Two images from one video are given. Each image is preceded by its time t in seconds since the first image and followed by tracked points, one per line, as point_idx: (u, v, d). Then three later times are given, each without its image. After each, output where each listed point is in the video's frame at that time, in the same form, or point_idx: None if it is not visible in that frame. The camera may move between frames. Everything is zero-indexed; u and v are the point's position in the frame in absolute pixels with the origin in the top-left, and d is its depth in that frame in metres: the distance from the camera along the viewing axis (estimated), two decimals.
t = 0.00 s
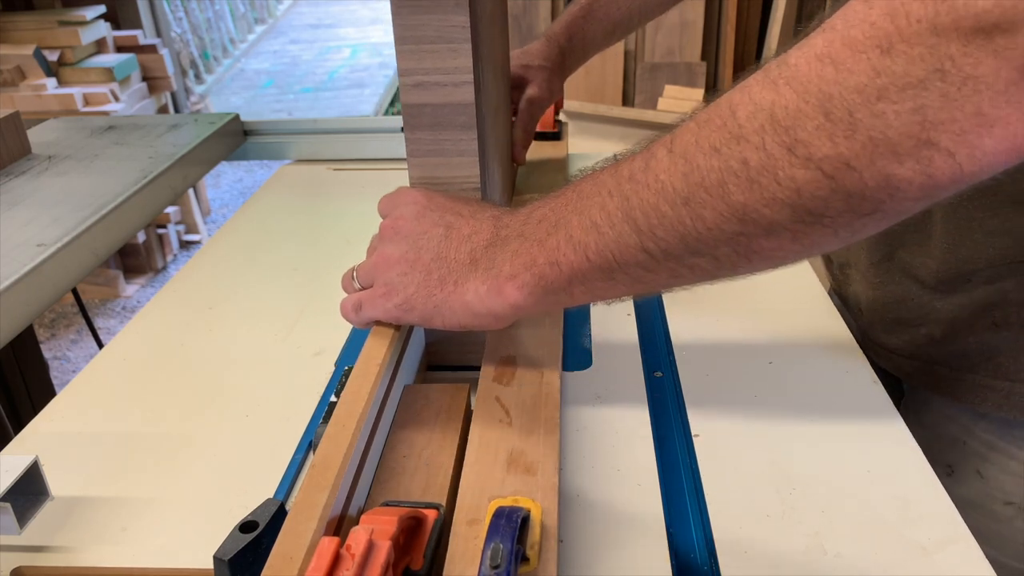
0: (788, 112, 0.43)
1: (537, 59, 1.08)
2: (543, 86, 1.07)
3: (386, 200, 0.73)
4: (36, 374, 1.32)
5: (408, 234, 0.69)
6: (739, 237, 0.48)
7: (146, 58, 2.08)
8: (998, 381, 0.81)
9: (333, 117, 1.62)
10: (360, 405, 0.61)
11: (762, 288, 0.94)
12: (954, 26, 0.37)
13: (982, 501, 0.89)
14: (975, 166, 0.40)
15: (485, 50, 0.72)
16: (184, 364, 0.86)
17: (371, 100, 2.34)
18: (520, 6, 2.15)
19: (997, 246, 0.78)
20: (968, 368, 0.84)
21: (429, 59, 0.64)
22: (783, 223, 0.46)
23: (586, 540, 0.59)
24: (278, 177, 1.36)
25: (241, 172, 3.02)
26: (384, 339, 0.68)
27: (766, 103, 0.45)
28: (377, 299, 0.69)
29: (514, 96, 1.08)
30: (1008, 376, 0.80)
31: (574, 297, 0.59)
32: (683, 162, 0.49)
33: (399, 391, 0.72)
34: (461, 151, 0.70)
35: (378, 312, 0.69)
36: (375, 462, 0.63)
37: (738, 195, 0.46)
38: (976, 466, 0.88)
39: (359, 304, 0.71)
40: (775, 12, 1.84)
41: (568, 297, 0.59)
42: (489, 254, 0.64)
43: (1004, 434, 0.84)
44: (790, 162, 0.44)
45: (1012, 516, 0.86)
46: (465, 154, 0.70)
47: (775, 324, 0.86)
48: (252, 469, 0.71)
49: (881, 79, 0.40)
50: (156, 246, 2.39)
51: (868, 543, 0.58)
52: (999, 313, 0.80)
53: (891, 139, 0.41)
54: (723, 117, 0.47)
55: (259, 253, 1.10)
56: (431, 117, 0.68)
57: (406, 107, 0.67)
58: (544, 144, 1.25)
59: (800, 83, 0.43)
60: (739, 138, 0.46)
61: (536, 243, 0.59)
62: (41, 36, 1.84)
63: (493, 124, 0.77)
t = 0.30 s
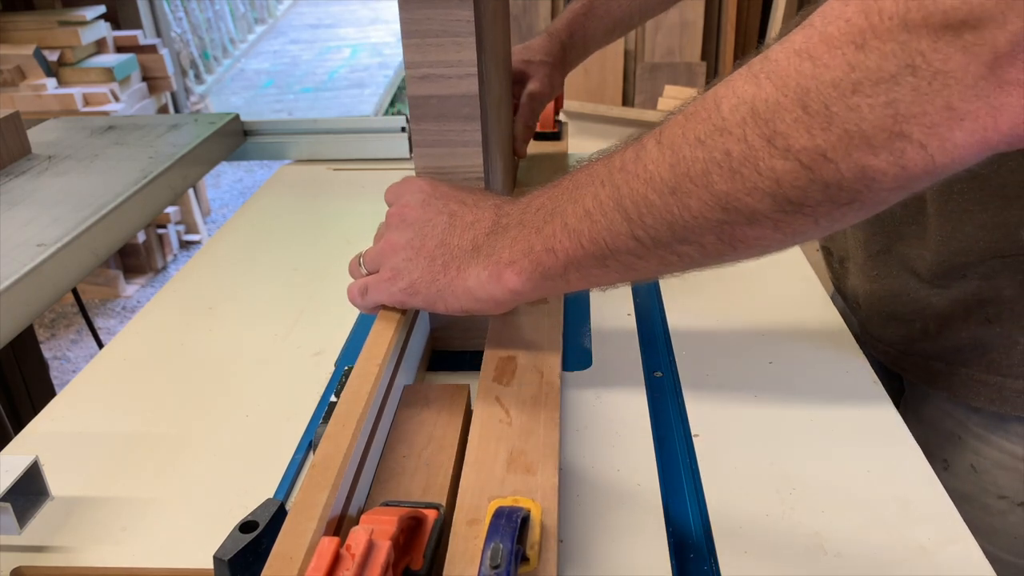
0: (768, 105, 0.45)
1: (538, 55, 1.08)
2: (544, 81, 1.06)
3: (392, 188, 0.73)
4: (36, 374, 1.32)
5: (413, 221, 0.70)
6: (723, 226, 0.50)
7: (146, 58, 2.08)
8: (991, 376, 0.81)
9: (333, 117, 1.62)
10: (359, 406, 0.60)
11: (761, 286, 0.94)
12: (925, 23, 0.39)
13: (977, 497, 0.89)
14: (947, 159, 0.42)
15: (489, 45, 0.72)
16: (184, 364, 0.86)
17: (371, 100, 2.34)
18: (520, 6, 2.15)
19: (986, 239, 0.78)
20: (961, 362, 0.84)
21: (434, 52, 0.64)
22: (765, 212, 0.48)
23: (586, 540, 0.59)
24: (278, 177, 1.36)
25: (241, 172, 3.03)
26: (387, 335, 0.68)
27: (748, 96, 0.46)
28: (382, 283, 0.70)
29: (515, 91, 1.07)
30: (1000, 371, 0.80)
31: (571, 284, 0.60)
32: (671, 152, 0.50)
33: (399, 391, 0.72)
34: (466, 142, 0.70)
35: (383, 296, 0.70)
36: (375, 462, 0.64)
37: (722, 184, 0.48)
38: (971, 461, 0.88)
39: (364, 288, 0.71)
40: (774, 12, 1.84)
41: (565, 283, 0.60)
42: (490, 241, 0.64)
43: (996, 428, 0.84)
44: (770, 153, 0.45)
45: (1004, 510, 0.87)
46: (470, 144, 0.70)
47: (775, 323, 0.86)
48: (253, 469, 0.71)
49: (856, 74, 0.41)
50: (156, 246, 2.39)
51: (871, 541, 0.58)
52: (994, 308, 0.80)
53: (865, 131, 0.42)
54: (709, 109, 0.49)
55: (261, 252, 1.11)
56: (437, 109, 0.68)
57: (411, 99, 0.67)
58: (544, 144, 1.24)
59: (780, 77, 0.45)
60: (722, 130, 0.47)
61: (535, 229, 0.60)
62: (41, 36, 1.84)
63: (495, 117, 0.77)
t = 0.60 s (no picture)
0: (766, 98, 0.45)
1: (537, 54, 1.08)
2: (543, 79, 1.06)
3: (394, 186, 0.73)
4: (36, 375, 1.32)
5: (416, 219, 0.70)
6: (723, 219, 0.50)
7: (146, 58, 2.08)
8: (991, 374, 0.81)
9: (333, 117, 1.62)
10: (359, 405, 0.60)
11: (761, 285, 0.94)
12: (920, 16, 0.39)
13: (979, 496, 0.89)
14: (943, 150, 0.42)
15: (489, 43, 0.72)
16: (184, 364, 0.86)
17: (371, 100, 2.33)
18: (520, 6, 2.15)
19: (985, 235, 0.78)
20: (959, 360, 0.84)
21: (435, 51, 0.64)
22: (764, 205, 0.48)
23: (586, 540, 0.59)
24: (278, 177, 1.36)
25: (241, 172, 3.03)
26: (387, 335, 0.68)
27: (746, 90, 0.46)
28: (385, 281, 0.70)
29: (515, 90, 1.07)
30: (999, 368, 0.80)
31: (572, 279, 0.60)
32: (670, 146, 0.50)
33: (399, 391, 0.72)
34: (467, 140, 0.70)
35: (386, 293, 0.70)
36: (375, 461, 0.64)
37: (721, 177, 0.48)
38: (972, 459, 0.88)
39: (366, 286, 0.71)
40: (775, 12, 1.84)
41: (566, 278, 0.60)
42: (493, 237, 0.64)
43: (996, 425, 0.84)
44: (768, 146, 0.46)
45: (1005, 508, 0.87)
46: (471, 142, 0.70)
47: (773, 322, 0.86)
48: (253, 469, 0.71)
49: (853, 66, 0.42)
50: (156, 246, 2.39)
51: (874, 539, 0.58)
52: (991, 305, 0.80)
53: (862, 123, 0.43)
54: (708, 103, 0.49)
55: (261, 253, 1.10)
56: (438, 107, 0.68)
57: (413, 97, 0.67)
58: (545, 145, 1.24)
59: (778, 71, 0.45)
60: (721, 124, 0.47)
61: (536, 225, 0.60)
62: (41, 36, 1.84)
63: (495, 116, 0.77)
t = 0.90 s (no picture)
0: (755, 95, 0.45)
1: (538, 52, 1.08)
2: (544, 77, 1.06)
3: (396, 181, 0.74)
4: (36, 375, 1.32)
5: (417, 214, 0.70)
6: (714, 214, 0.50)
7: (146, 58, 2.08)
8: (981, 372, 0.81)
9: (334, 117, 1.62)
10: (359, 405, 0.60)
11: (761, 283, 0.94)
12: (906, 12, 0.39)
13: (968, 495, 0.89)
14: (929, 146, 0.42)
15: (489, 40, 0.71)
16: (184, 364, 0.86)
17: (371, 100, 2.34)
18: (520, 6, 2.15)
19: (975, 233, 0.78)
20: (950, 358, 0.84)
21: (437, 48, 0.65)
22: (755, 200, 0.48)
23: (586, 538, 0.59)
24: (277, 177, 1.36)
25: (241, 172, 3.03)
26: (387, 333, 0.68)
27: (736, 87, 0.46)
28: (388, 275, 0.70)
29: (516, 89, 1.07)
30: (990, 368, 0.80)
31: (570, 274, 0.60)
32: (663, 141, 0.50)
33: (399, 391, 0.72)
34: (468, 135, 0.70)
35: (388, 288, 0.70)
36: (375, 461, 0.64)
37: (712, 173, 0.48)
38: (962, 458, 0.88)
39: (369, 281, 0.72)
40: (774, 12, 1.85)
41: (564, 273, 0.60)
42: (492, 232, 0.64)
43: (986, 424, 0.84)
44: (757, 142, 0.46)
45: (993, 507, 0.86)
46: (472, 138, 0.70)
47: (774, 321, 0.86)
48: (252, 469, 0.71)
49: (840, 63, 0.42)
50: (156, 246, 2.39)
51: (869, 541, 0.58)
52: (982, 305, 0.80)
53: (849, 120, 0.43)
54: (699, 100, 0.49)
55: (263, 254, 1.10)
56: (439, 104, 0.68)
57: (415, 93, 0.67)
58: (545, 144, 1.23)
59: (767, 68, 0.45)
60: (712, 120, 0.47)
61: (535, 220, 0.61)
62: (41, 36, 1.84)
63: (496, 112, 0.76)
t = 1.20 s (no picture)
0: (750, 89, 0.45)
1: (540, 53, 1.08)
2: (545, 78, 1.05)
3: (395, 180, 0.74)
4: (36, 375, 1.32)
5: (415, 213, 0.70)
6: (709, 210, 0.50)
7: (146, 58, 2.08)
8: (980, 379, 0.82)
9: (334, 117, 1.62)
10: (359, 405, 0.60)
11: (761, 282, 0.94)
12: (901, 3, 0.40)
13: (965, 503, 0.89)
14: (926, 139, 0.42)
15: (490, 42, 0.71)
16: (184, 364, 0.86)
17: (371, 100, 2.34)
18: (520, 6, 2.15)
19: (985, 237, 0.77)
20: (953, 363, 0.85)
21: (437, 48, 0.65)
22: (750, 195, 0.48)
23: (586, 538, 0.59)
24: (277, 177, 1.36)
25: (241, 172, 3.03)
26: (387, 334, 0.68)
27: (731, 81, 0.47)
28: (386, 274, 0.71)
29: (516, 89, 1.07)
30: (990, 375, 0.81)
31: (565, 272, 0.60)
32: (658, 137, 0.51)
33: (399, 392, 0.72)
34: (468, 135, 0.70)
35: (386, 287, 0.70)
36: (375, 462, 0.64)
37: (706, 168, 0.48)
38: (958, 466, 0.88)
39: (367, 280, 0.72)
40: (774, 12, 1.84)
41: (559, 271, 0.60)
42: (489, 231, 0.64)
43: (987, 436, 0.85)
44: (752, 136, 0.46)
45: (990, 517, 0.87)
46: (472, 138, 0.70)
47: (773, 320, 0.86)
48: (253, 470, 0.71)
49: (835, 54, 0.42)
50: (156, 246, 2.39)
51: (869, 542, 0.58)
52: (987, 311, 0.80)
53: (844, 112, 0.42)
54: (695, 95, 0.49)
55: (263, 254, 1.10)
56: (439, 104, 0.68)
57: (416, 93, 0.67)
58: (545, 145, 1.23)
59: (762, 62, 0.45)
60: (707, 115, 0.48)
61: (530, 219, 0.60)
62: (41, 36, 1.84)
63: (496, 113, 0.76)
